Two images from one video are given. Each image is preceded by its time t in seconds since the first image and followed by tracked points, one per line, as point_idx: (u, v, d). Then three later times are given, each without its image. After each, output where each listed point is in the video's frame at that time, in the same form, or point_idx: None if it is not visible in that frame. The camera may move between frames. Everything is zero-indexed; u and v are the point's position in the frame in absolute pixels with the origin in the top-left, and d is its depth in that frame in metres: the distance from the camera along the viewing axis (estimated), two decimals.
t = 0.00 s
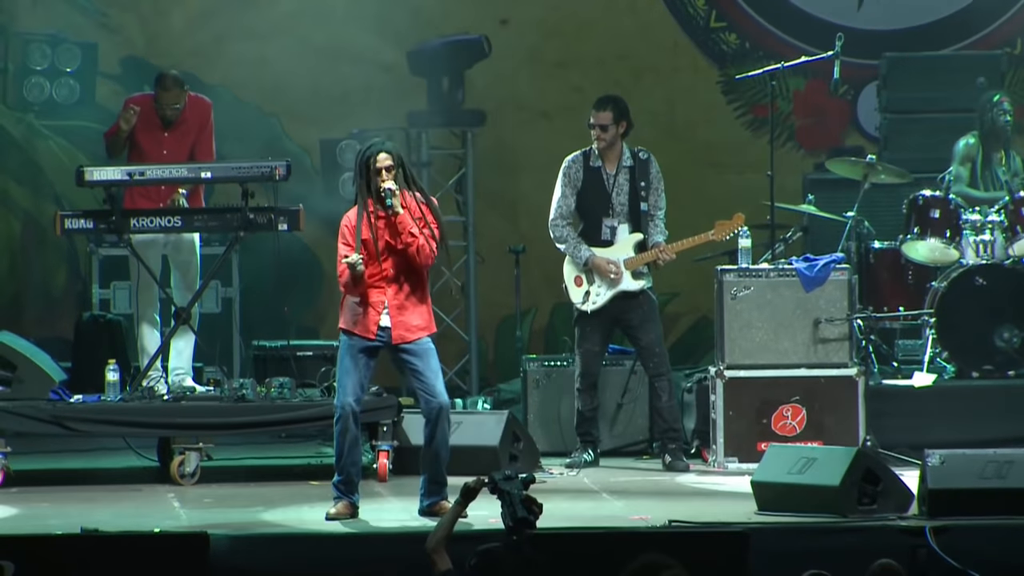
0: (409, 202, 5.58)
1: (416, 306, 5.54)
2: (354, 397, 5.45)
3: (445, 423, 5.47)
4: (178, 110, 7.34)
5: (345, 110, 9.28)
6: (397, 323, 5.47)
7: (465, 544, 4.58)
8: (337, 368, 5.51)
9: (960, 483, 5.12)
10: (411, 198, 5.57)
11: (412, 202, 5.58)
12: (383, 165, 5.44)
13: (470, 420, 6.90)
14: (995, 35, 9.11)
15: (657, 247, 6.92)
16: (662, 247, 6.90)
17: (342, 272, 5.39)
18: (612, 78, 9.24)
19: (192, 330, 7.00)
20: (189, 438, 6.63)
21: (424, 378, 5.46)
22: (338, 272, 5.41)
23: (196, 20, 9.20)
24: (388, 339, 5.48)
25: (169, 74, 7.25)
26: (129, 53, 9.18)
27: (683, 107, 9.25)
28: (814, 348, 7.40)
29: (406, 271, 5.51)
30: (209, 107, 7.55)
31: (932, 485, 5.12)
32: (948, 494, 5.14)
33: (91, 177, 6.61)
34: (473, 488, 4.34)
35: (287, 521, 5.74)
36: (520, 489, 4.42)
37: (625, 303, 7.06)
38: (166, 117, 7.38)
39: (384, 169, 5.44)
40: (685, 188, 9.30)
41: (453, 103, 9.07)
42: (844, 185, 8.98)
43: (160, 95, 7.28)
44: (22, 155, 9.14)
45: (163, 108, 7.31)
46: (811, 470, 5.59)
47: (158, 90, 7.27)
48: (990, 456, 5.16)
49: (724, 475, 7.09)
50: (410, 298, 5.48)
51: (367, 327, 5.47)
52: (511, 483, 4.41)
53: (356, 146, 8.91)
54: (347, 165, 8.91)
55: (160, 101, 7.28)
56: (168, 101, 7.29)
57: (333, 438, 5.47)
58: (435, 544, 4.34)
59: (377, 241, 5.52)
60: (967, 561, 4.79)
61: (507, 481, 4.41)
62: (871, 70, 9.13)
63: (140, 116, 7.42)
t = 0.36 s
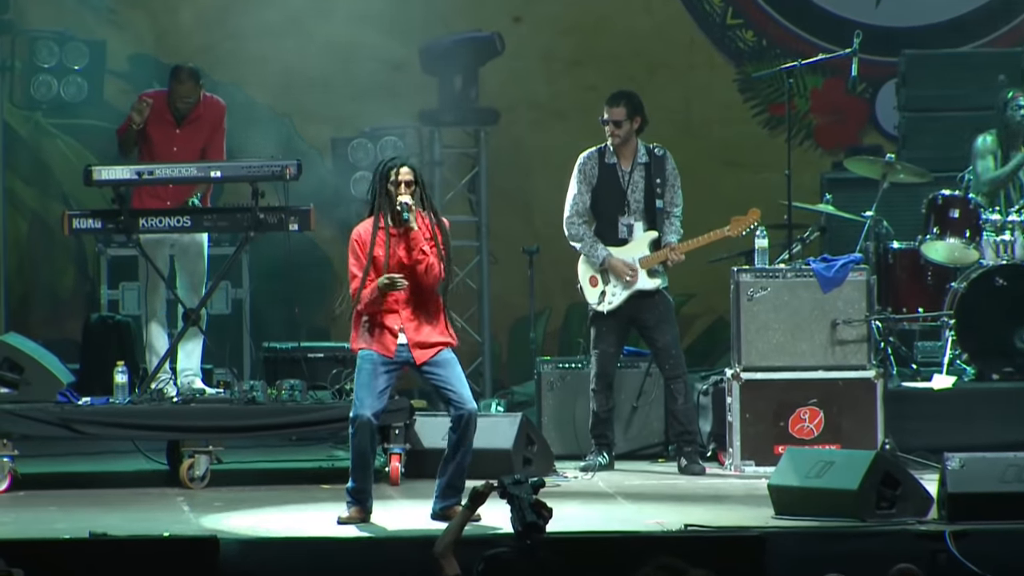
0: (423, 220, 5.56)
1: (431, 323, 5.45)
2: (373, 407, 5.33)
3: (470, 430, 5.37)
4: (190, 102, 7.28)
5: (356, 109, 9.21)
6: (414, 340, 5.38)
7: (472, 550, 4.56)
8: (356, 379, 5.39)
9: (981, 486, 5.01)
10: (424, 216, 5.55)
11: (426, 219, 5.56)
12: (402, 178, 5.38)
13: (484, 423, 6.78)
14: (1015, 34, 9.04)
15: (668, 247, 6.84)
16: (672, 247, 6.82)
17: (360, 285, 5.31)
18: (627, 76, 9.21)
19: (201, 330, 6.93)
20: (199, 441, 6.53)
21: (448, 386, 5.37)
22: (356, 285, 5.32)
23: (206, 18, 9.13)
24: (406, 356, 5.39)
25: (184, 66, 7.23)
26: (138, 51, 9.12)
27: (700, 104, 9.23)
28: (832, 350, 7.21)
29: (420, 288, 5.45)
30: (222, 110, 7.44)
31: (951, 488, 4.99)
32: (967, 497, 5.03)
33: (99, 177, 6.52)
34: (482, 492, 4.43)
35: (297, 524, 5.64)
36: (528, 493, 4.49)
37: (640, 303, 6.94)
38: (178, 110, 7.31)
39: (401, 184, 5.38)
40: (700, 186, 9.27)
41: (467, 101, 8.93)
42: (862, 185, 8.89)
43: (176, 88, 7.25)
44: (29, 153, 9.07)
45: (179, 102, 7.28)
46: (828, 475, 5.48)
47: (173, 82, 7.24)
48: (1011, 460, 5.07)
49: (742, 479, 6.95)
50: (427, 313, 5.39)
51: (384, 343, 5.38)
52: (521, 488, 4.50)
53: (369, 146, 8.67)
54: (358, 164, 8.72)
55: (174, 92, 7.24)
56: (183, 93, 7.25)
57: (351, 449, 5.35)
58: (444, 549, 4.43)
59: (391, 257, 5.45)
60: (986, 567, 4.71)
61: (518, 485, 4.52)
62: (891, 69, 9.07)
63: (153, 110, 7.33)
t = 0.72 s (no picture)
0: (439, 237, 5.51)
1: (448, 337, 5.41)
2: (388, 417, 5.24)
3: (487, 439, 5.28)
4: (197, 101, 7.17)
5: (369, 107, 9.16)
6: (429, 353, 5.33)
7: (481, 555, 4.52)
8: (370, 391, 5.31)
9: (1004, 489, 4.94)
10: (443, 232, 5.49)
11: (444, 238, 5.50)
12: (428, 195, 5.37)
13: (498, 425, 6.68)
14: None
15: (684, 249, 6.72)
16: (688, 250, 6.70)
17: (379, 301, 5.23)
18: (644, 74, 9.12)
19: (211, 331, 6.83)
20: (209, 443, 6.43)
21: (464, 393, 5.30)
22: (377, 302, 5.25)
23: (216, 16, 9.07)
24: (421, 366, 5.35)
25: (191, 65, 7.07)
26: (147, 49, 9.07)
27: (718, 102, 9.13)
28: (850, 352, 7.03)
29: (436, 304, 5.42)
30: (228, 100, 7.39)
31: (971, 493, 4.92)
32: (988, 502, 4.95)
33: (108, 176, 6.44)
34: (491, 496, 4.28)
35: (307, 526, 5.55)
36: (539, 498, 4.33)
37: (658, 305, 6.84)
38: (185, 110, 7.21)
39: (425, 201, 5.37)
40: (716, 186, 9.19)
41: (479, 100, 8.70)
42: (881, 184, 8.78)
43: (182, 86, 7.12)
44: (36, 152, 9.02)
45: (186, 101, 7.16)
46: (846, 478, 5.35)
47: (179, 80, 7.11)
48: None
49: (759, 481, 6.80)
50: (444, 329, 5.36)
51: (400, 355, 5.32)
52: (530, 492, 4.37)
53: (380, 145, 8.56)
54: (370, 163, 8.60)
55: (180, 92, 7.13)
56: (188, 91, 7.13)
57: (365, 460, 5.26)
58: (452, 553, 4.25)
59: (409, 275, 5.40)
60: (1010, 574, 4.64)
61: (527, 489, 4.38)
62: (911, 66, 8.97)
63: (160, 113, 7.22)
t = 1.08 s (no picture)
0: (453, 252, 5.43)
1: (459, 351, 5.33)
2: (396, 420, 5.17)
3: (496, 442, 5.19)
4: (193, 112, 6.96)
5: (381, 106, 9.08)
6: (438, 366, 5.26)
7: (488, 558, 4.61)
8: (377, 398, 5.25)
9: None
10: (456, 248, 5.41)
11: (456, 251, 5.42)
12: (430, 209, 5.29)
13: (513, 426, 6.56)
14: None
15: (702, 251, 6.62)
16: (707, 252, 6.60)
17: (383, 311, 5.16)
18: (660, 73, 9.05)
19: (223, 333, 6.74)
20: (219, 446, 6.34)
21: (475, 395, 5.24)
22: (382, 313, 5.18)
23: (226, 12, 9.00)
24: (430, 376, 5.25)
25: (186, 79, 6.84)
26: (156, 46, 8.99)
27: (735, 99, 9.04)
28: (869, 353, 6.89)
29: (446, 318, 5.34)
30: (220, 97, 7.28)
31: (991, 496, 4.91)
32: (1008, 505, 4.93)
33: (116, 176, 6.35)
34: (501, 500, 4.13)
35: (317, 530, 5.45)
36: (548, 501, 4.43)
37: (675, 306, 6.72)
38: (181, 121, 7.01)
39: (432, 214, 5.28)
40: (732, 184, 9.09)
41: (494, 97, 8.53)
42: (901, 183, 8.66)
43: (177, 100, 6.89)
44: (44, 151, 8.95)
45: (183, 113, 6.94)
46: (864, 482, 5.25)
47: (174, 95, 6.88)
48: None
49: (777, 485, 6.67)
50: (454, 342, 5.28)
51: (407, 365, 5.24)
52: (539, 496, 4.44)
53: (393, 143, 8.45)
54: (382, 161, 8.49)
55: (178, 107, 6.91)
56: (185, 105, 6.91)
57: (373, 465, 5.17)
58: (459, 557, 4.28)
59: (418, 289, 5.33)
60: None
61: (537, 494, 4.46)
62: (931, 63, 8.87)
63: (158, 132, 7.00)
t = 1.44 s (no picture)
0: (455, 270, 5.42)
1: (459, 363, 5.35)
2: (398, 420, 5.15)
3: (499, 442, 5.16)
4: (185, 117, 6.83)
5: (385, 101, 8.98)
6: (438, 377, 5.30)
7: (490, 559, 4.52)
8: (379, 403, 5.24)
9: None
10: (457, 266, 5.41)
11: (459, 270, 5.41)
12: (434, 231, 5.29)
13: (517, 426, 6.47)
14: None
15: (724, 243, 6.49)
16: (728, 244, 6.47)
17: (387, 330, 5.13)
18: (669, 66, 8.94)
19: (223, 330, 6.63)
20: (220, 446, 6.24)
21: (476, 400, 5.25)
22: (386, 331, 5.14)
23: (229, 7, 8.91)
24: (431, 384, 5.30)
25: (174, 83, 6.72)
26: (157, 41, 8.90)
27: (744, 93, 8.94)
28: (880, 352, 6.75)
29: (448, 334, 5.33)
30: (215, 93, 7.19)
31: (1003, 496, 4.84)
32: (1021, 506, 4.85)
33: (116, 171, 6.27)
34: (502, 504, 4.13)
35: (318, 532, 5.35)
36: (551, 503, 4.45)
37: (684, 303, 6.62)
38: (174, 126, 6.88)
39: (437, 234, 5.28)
40: (741, 180, 8.98)
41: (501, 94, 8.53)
42: (913, 179, 8.55)
43: (167, 105, 6.77)
44: (43, 147, 8.87)
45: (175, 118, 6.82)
46: (875, 482, 5.13)
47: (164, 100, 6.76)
48: None
49: (787, 486, 6.55)
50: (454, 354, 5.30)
51: (408, 376, 5.27)
52: (541, 497, 4.45)
53: (397, 138, 8.37)
54: (386, 157, 8.40)
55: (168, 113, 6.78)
56: (175, 111, 6.78)
57: (377, 465, 5.12)
58: (461, 558, 4.22)
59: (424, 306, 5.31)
60: None
61: (539, 494, 4.48)
62: (944, 57, 8.76)
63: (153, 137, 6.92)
